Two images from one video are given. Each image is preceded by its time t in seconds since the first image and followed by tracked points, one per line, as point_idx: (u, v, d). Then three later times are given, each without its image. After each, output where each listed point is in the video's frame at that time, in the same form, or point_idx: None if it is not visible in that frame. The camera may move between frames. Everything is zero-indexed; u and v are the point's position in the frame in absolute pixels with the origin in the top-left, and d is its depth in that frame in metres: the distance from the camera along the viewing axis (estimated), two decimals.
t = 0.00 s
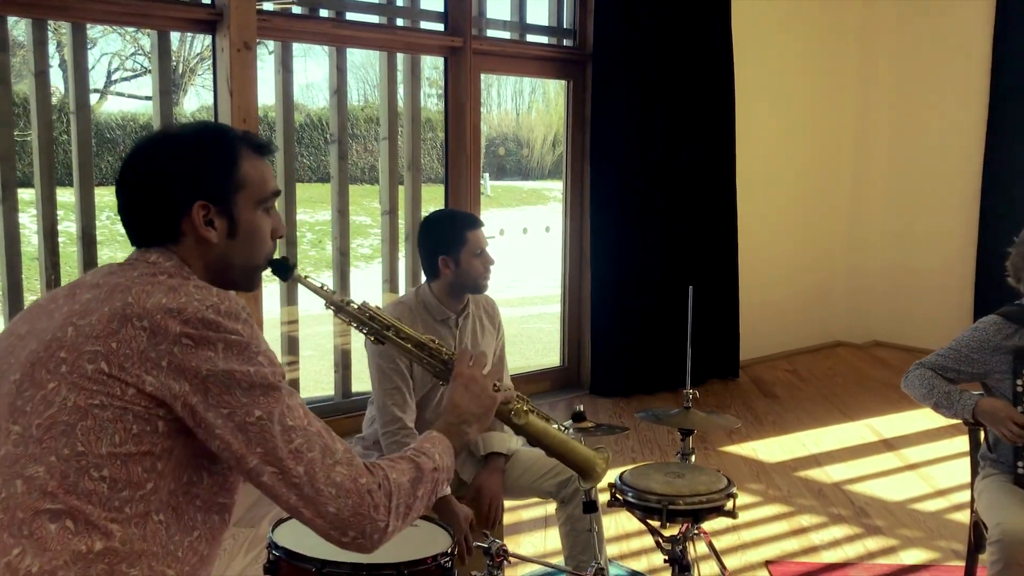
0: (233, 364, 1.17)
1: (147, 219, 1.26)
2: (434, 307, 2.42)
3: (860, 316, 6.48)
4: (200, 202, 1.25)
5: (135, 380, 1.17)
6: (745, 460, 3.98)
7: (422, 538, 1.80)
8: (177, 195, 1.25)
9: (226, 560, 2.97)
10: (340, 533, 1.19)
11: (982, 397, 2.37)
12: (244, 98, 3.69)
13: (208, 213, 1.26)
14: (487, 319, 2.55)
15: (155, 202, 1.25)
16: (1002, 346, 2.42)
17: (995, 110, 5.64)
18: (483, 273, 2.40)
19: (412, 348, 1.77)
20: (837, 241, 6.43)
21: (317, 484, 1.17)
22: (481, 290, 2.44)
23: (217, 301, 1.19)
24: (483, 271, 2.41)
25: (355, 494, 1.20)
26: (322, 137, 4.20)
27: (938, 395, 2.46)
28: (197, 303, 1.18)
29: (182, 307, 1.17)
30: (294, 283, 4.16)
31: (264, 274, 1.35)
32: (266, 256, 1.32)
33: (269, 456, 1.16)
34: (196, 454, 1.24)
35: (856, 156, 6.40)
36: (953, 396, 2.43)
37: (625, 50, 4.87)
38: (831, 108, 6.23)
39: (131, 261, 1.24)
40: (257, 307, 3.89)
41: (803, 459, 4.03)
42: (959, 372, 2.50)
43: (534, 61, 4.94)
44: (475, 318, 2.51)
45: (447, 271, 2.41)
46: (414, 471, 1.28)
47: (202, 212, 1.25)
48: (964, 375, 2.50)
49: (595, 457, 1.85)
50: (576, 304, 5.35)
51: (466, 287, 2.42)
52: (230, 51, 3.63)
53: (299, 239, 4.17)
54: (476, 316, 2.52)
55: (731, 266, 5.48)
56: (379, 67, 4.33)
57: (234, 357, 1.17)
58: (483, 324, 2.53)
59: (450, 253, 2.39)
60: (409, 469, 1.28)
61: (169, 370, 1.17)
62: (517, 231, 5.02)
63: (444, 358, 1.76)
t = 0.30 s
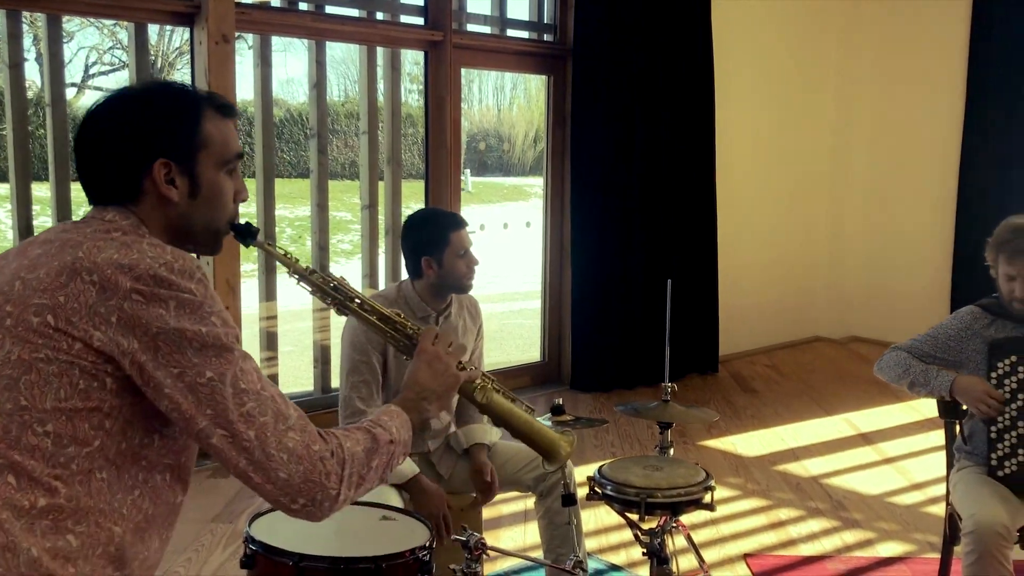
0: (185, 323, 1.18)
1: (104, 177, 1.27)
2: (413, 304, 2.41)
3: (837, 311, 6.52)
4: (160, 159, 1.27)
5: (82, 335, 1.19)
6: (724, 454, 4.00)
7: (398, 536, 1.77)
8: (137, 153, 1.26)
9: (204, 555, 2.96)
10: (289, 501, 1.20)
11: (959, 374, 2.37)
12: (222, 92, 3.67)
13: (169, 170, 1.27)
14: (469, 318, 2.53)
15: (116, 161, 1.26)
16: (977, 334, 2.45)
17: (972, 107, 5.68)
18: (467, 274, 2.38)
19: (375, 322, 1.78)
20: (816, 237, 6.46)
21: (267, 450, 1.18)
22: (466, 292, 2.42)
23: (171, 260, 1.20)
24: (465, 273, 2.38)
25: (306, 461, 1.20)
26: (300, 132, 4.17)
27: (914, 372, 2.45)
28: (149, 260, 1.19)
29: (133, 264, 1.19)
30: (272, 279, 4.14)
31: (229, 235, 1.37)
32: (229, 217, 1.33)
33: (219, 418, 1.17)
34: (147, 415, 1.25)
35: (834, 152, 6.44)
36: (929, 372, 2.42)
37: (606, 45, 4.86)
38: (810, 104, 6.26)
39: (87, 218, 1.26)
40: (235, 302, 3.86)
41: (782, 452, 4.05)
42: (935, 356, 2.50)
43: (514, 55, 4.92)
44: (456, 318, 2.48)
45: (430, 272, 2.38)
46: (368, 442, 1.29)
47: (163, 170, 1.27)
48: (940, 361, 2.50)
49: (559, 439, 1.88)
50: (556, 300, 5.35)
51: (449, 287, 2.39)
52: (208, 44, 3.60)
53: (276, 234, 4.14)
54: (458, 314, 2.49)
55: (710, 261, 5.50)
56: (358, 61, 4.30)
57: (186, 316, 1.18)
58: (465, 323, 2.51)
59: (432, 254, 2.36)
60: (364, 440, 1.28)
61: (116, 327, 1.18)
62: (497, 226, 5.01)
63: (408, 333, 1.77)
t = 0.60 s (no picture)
0: (118, 280, 1.07)
1: (68, 119, 1.18)
2: (390, 295, 2.37)
3: (821, 306, 6.54)
4: (132, 97, 1.17)
5: (5, 286, 1.09)
6: (708, 448, 4.01)
7: (379, 529, 1.77)
8: (104, 91, 1.16)
9: (184, 552, 2.94)
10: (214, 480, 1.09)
11: (946, 376, 2.34)
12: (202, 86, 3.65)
13: (141, 110, 1.18)
14: (451, 311, 2.49)
15: (80, 99, 1.17)
16: (959, 331, 2.46)
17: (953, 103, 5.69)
18: (445, 262, 2.35)
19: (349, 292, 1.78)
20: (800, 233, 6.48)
21: (196, 423, 1.07)
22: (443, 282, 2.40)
23: (109, 211, 1.09)
24: (443, 261, 2.36)
25: (238, 440, 1.10)
26: (282, 127, 4.13)
27: (902, 376, 2.42)
28: (84, 210, 1.08)
29: (65, 214, 1.08)
30: (255, 274, 4.11)
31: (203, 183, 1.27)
32: (204, 163, 1.24)
33: (147, 386, 1.07)
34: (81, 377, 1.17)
35: (819, 148, 6.46)
36: (916, 375, 2.40)
37: (590, 40, 4.85)
38: (794, 100, 6.27)
39: (43, 161, 1.16)
40: (218, 298, 3.84)
41: (765, 447, 4.05)
42: (919, 357, 2.50)
43: (499, 49, 4.90)
44: (436, 311, 2.44)
45: (407, 260, 2.36)
46: (312, 425, 1.18)
47: (135, 109, 1.17)
48: (925, 361, 2.49)
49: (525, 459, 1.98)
50: (541, 297, 5.35)
51: (427, 276, 2.37)
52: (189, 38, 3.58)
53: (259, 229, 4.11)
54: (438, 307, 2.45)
55: (694, 257, 5.51)
56: (342, 54, 4.27)
57: (118, 271, 1.07)
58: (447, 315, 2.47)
59: (409, 242, 2.34)
60: (306, 421, 1.18)
61: (42, 281, 1.08)
62: (482, 221, 5.00)
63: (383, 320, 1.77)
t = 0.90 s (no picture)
0: None
1: None
2: (374, 293, 2.33)
3: (810, 303, 6.53)
4: (53, 62, 0.99)
5: None
6: (695, 444, 4.00)
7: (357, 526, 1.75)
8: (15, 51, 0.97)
9: (166, 548, 2.91)
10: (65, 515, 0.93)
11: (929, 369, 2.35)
12: (187, 77, 3.65)
13: (64, 77, 1.00)
14: (434, 311, 2.45)
15: None
16: (947, 332, 2.45)
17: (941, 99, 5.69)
18: (430, 261, 2.34)
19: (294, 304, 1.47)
20: (790, 229, 6.47)
21: (50, 455, 0.92)
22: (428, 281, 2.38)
23: None
24: (428, 261, 2.35)
25: (98, 477, 0.93)
26: (267, 122, 4.09)
27: (886, 370, 2.44)
28: None
29: None
30: (240, 268, 4.08)
31: (139, 159, 1.09)
32: (139, 136, 1.06)
33: None
34: None
35: (809, 144, 6.45)
36: (900, 370, 2.42)
37: (580, 34, 4.83)
38: (784, 95, 6.26)
39: None
40: (202, 292, 3.81)
41: (753, 443, 4.04)
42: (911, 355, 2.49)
43: (488, 43, 4.88)
44: (420, 310, 2.40)
45: (392, 259, 2.34)
46: (195, 463, 1.00)
47: (57, 76, 0.99)
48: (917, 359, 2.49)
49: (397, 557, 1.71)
50: (529, 293, 5.32)
51: (410, 276, 2.35)
52: (174, 28, 3.58)
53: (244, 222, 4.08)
54: (423, 306, 2.42)
55: (683, 252, 5.49)
56: (330, 47, 4.24)
57: None
58: (430, 315, 2.43)
59: (393, 239, 2.33)
60: (187, 460, 1.00)
61: None
62: (470, 216, 4.97)
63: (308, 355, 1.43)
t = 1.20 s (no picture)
0: None
1: None
2: (355, 291, 2.27)
3: (798, 302, 6.51)
4: None
5: None
6: (680, 443, 3.97)
7: (327, 529, 1.71)
8: None
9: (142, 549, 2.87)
10: None
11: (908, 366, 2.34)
12: (167, 70, 3.60)
13: None
14: (413, 304, 2.42)
15: None
16: (931, 328, 2.42)
17: (930, 98, 5.67)
18: (408, 254, 2.31)
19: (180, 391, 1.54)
20: (778, 227, 6.45)
21: None
22: (404, 275, 2.35)
23: None
24: (405, 255, 2.32)
25: None
26: (250, 119, 4.04)
27: (867, 367, 2.43)
28: None
29: None
30: (222, 265, 4.04)
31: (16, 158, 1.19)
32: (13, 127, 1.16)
33: None
34: None
35: (798, 142, 6.43)
36: (881, 366, 2.40)
37: (567, 31, 4.79)
38: (773, 93, 6.23)
39: None
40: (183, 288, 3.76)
41: (738, 443, 4.02)
42: (893, 352, 2.46)
43: (474, 39, 4.84)
44: (398, 306, 2.36)
45: (368, 254, 2.30)
46: None
47: None
48: (899, 356, 2.45)
49: None
50: (516, 290, 5.28)
51: (387, 271, 2.31)
52: (153, 21, 3.53)
53: (227, 217, 4.04)
54: (401, 301, 2.38)
55: (671, 250, 5.47)
56: (314, 42, 4.20)
57: None
58: (409, 309, 2.40)
59: (369, 234, 2.29)
60: None
61: None
62: (456, 214, 4.93)
63: (174, 460, 1.53)
